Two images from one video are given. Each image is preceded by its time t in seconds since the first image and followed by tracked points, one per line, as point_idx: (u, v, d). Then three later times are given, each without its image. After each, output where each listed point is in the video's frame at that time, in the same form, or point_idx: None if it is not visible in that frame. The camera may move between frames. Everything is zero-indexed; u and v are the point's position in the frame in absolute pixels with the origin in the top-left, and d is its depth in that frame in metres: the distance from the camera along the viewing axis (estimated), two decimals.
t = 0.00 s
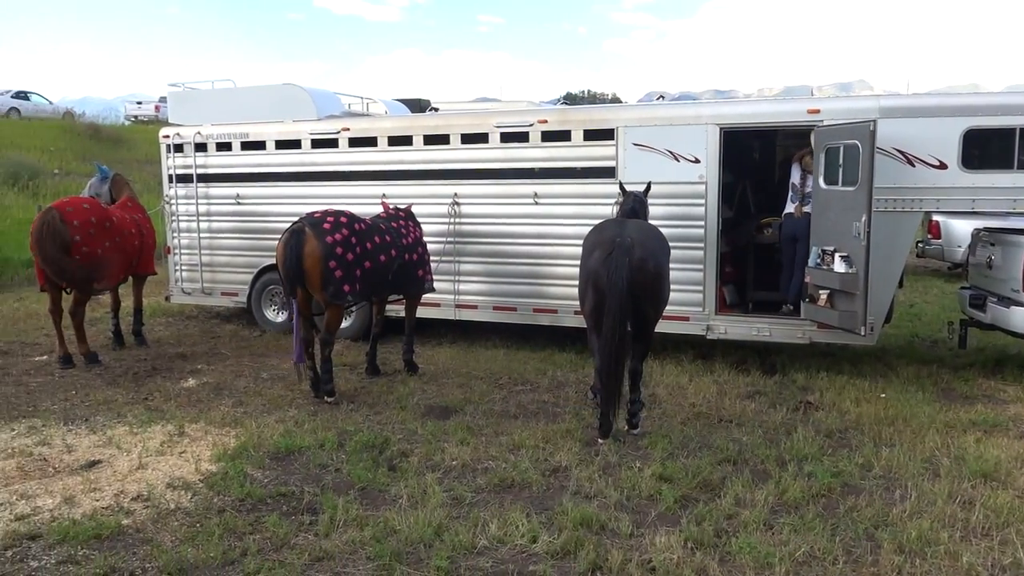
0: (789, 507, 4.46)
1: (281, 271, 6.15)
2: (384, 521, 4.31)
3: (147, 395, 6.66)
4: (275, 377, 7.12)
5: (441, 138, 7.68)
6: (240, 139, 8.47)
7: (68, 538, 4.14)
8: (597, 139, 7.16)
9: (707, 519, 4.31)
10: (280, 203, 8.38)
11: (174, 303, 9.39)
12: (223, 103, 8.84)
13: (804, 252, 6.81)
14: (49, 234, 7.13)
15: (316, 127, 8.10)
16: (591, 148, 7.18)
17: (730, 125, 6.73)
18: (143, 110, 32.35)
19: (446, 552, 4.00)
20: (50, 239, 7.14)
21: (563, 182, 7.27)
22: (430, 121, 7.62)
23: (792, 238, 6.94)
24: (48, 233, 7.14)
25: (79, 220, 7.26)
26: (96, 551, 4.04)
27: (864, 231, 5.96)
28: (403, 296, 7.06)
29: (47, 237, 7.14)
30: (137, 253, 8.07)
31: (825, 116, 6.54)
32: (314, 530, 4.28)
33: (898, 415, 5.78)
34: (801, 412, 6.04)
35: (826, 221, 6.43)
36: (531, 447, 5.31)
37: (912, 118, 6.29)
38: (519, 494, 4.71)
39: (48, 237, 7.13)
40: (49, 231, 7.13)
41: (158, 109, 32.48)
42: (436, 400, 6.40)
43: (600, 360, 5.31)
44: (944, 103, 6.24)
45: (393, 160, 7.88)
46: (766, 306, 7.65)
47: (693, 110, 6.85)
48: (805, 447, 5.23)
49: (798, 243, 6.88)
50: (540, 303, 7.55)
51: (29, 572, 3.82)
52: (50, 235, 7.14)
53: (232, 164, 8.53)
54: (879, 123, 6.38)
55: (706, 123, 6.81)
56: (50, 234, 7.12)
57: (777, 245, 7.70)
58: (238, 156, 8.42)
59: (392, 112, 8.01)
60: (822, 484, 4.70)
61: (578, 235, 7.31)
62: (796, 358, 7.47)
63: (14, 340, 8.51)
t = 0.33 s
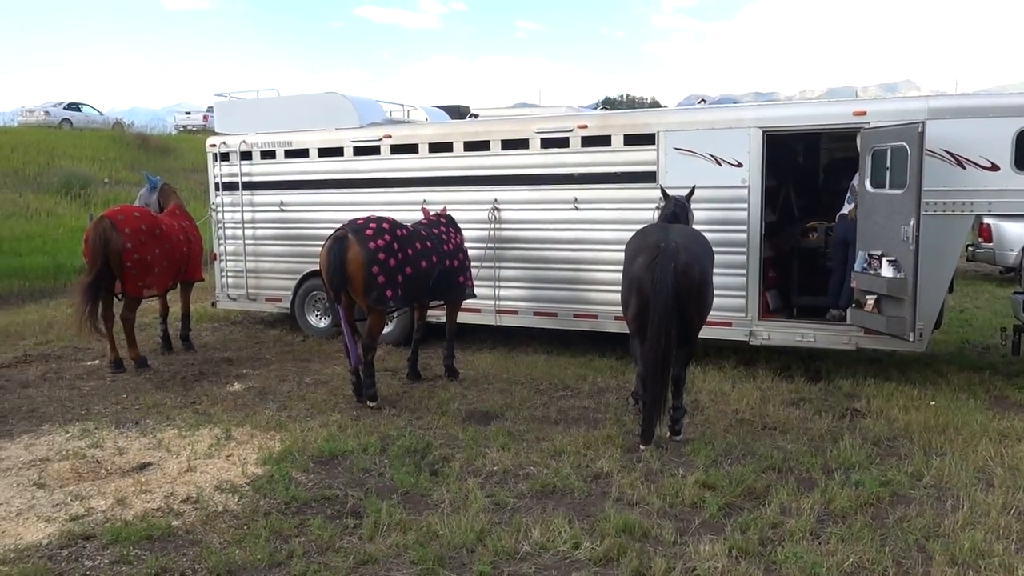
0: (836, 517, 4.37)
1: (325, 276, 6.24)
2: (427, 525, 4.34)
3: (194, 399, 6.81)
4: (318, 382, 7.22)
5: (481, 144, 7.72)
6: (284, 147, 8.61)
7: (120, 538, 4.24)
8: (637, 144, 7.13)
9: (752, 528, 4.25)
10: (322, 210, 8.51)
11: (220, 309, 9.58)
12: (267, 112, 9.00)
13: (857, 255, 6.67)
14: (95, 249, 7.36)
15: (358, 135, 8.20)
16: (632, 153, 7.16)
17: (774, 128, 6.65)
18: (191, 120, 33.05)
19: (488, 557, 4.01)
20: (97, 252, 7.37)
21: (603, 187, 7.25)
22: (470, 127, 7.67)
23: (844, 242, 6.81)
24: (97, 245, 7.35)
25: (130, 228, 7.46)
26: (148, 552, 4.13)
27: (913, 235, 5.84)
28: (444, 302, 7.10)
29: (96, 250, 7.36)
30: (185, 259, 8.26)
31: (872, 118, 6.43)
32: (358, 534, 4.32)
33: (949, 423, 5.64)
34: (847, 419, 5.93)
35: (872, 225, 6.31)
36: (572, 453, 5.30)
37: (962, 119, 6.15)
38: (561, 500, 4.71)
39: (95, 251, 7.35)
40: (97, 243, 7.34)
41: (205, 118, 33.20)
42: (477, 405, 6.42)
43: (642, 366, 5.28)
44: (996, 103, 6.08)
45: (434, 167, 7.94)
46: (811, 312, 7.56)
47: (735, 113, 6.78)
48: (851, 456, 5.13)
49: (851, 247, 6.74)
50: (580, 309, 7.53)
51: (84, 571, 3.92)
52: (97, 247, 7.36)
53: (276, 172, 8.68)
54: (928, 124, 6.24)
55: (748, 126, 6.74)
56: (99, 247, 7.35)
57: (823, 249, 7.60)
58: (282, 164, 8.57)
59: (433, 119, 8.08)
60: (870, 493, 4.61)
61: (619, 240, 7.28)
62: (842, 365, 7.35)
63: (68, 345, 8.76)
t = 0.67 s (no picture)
0: (872, 526, 4.31)
1: (355, 281, 6.30)
2: (457, 529, 4.35)
3: (227, 402, 6.89)
4: (349, 386, 7.28)
5: (510, 149, 7.75)
6: (315, 153, 8.71)
7: (156, 538, 4.30)
8: (667, 148, 7.11)
9: (785, 536, 4.20)
10: (353, 216, 8.58)
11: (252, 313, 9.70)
12: (299, 118, 9.11)
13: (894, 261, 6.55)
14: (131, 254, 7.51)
15: (388, 140, 8.27)
16: (661, 158, 7.14)
17: (806, 132, 6.59)
18: (225, 127, 33.56)
19: (519, 562, 4.01)
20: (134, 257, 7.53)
21: (632, 192, 7.24)
22: (499, 132, 7.70)
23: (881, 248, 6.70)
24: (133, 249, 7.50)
25: (166, 232, 7.59)
26: (183, 552, 4.18)
27: (949, 239, 5.76)
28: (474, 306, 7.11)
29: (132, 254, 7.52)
30: (219, 263, 8.39)
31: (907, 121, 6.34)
32: (390, 537, 4.34)
33: (987, 432, 5.54)
34: (882, 427, 5.85)
35: (907, 229, 6.23)
36: (602, 458, 5.29)
37: (999, 122, 6.04)
38: (591, 505, 4.69)
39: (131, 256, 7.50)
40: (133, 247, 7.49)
41: (238, 125, 33.68)
42: (506, 409, 6.43)
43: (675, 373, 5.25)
44: None
45: (463, 172, 7.98)
46: (846, 318, 7.50)
47: (766, 118, 6.74)
48: (886, 464, 5.06)
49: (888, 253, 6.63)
50: (609, 314, 7.51)
51: (121, 570, 3.99)
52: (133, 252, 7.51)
53: (308, 178, 8.78)
54: (964, 128, 6.14)
55: (780, 130, 6.69)
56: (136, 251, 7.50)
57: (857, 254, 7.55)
58: (314, 170, 8.67)
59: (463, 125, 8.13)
60: (906, 502, 4.54)
61: (648, 245, 7.26)
62: (876, 371, 7.25)
63: (104, 348, 8.92)
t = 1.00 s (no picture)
0: (904, 531, 4.24)
1: (382, 279, 6.34)
2: (484, 528, 4.35)
3: (256, 398, 6.96)
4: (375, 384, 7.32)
5: (537, 149, 7.74)
6: (343, 152, 8.76)
7: (187, 531, 4.35)
8: (696, 148, 7.06)
9: (816, 540, 4.15)
10: (380, 214, 8.63)
11: (280, 310, 9.79)
12: (327, 118, 9.17)
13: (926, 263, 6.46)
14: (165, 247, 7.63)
15: (415, 140, 8.30)
16: (690, 157, 7.09)
17: (837, 131, 6.51)
18: (255, 127, 33.95)
19: (546, 562, 3.99)
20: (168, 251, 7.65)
21: (660, 191, 7.20)
22: (526, 131, 7.69)
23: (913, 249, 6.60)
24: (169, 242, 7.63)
25: (197, 230, 7.68)
26: (213, 546, 4.22)
27: (985, 240, 5.69)
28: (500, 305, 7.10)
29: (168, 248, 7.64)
30: (247, 261, 8.47)
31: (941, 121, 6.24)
32: (417, 534, 4.35)
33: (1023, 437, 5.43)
34: (913, 430, 5.76)
35: (941, 230, 6.14)
36: (628, 459, 5.26)
37: None
38: (618, 506, 4.67)
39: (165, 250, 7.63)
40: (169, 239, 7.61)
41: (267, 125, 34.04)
42: (532, 409, 6.42)
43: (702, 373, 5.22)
44: None
45: (490, 172, 7.98)
46: (877, 319, 7.37)
47: (797, 117, 6.67)
48: (919, 469, 4.98)
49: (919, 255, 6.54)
50: (635, 314, 7.47)
51: (153, 563, 4.03)
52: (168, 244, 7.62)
53: (335, 177, 8.84)
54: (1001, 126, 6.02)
55: (810, 130, 6.61)
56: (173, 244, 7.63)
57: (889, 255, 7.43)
58: (341, 169, 8.72)
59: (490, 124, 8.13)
60: (940, 508, 4.46)
61: (676, 244, 7.21)
62: (907, 374, 7.15)
63: (135, 344, 9.05)
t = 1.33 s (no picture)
0: (936, 532, 4.18)
1: (410, 274, 6.36)
2: (511, 523, 4.36)
3: (284, 391, 7.03)
4: (402, 378, 7.36)
5: (564, 144, 7.73)
6: (370, 147, 8.81)
7: (217, 522, 4.40)
8: (724, 142, 7.00)
9: (846, 539, 4.11)
10: (407, 209, 8.66)
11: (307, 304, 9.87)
12: (354, 113, 9.23)
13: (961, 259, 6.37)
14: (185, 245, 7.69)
15: (442, 134, 8.31)
16: (718, 152, 7.03)
17: (870, 126, 6.42)
18: (282, 122, 34.24)
19: (573, 557, 3.99)
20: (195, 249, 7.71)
21: (688, 187, 7.15)
22: (553, 127, 7.68)
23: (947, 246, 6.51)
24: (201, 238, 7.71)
25: (226, 224, 7.78)
26: (243, 537, 4.27)
27: (1021, 237, 5.56)
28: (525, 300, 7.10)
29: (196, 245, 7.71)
30: (274, 255, 8.55)
31: (977, 114, 6.10)
32: (443, 528, 4.37)
33: None
34: (946, 430, 5.68)
35: (975, 227, 6.02)
36: (655, 455, 5.24)
37: None
38: (645, 502, 4.65)
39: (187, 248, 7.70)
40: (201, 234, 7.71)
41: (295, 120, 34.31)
42: (558, 404, 6.42)
43: (732, 371, 5.18)
44: None
45: (517, 167, 7.98)
46: (908, 317, 7.30)
47: (827, 112, 6.59)
48: (952, 469, 4.90)
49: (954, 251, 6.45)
50: (662, 310, 7.43)
51: (184, 552, 4.08)
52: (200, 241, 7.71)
53: (363, 171, 8.89)
54: None
55: (841, 124, 6.52)
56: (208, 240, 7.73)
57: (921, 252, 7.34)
58: (369, 164, 8.77)
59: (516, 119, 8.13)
60: (973, 509, 4.39)
61: (704, 240, 7.16)
62: (939, 373, 7.04)
63: (165, 337, 9.18)
